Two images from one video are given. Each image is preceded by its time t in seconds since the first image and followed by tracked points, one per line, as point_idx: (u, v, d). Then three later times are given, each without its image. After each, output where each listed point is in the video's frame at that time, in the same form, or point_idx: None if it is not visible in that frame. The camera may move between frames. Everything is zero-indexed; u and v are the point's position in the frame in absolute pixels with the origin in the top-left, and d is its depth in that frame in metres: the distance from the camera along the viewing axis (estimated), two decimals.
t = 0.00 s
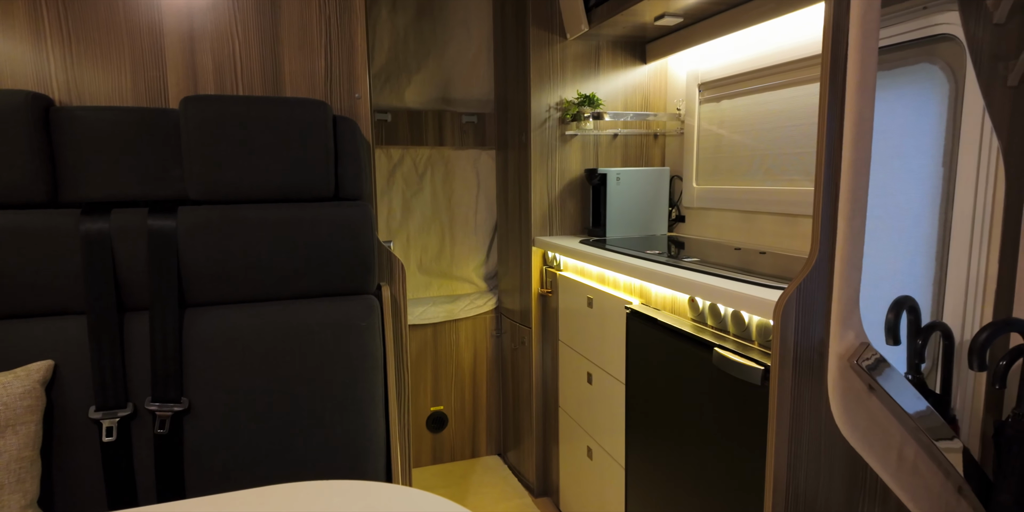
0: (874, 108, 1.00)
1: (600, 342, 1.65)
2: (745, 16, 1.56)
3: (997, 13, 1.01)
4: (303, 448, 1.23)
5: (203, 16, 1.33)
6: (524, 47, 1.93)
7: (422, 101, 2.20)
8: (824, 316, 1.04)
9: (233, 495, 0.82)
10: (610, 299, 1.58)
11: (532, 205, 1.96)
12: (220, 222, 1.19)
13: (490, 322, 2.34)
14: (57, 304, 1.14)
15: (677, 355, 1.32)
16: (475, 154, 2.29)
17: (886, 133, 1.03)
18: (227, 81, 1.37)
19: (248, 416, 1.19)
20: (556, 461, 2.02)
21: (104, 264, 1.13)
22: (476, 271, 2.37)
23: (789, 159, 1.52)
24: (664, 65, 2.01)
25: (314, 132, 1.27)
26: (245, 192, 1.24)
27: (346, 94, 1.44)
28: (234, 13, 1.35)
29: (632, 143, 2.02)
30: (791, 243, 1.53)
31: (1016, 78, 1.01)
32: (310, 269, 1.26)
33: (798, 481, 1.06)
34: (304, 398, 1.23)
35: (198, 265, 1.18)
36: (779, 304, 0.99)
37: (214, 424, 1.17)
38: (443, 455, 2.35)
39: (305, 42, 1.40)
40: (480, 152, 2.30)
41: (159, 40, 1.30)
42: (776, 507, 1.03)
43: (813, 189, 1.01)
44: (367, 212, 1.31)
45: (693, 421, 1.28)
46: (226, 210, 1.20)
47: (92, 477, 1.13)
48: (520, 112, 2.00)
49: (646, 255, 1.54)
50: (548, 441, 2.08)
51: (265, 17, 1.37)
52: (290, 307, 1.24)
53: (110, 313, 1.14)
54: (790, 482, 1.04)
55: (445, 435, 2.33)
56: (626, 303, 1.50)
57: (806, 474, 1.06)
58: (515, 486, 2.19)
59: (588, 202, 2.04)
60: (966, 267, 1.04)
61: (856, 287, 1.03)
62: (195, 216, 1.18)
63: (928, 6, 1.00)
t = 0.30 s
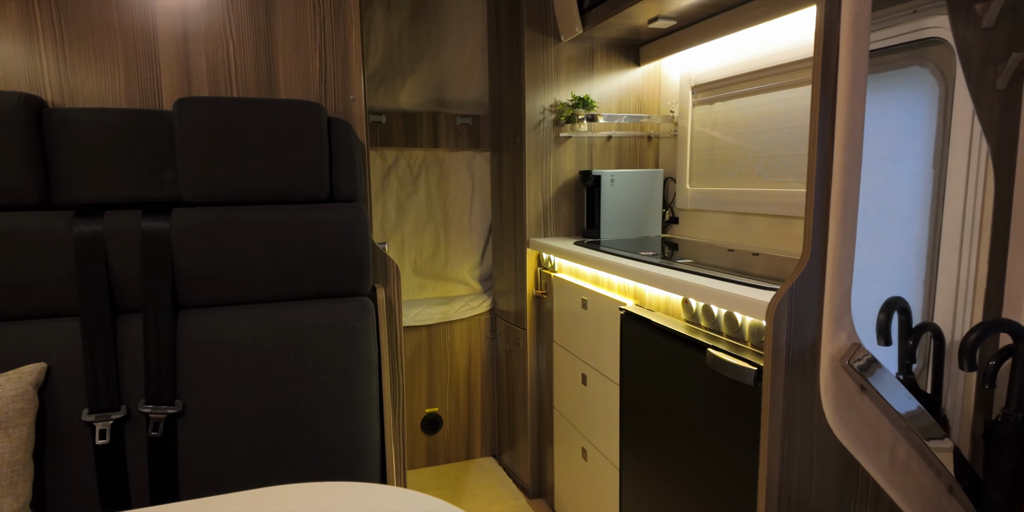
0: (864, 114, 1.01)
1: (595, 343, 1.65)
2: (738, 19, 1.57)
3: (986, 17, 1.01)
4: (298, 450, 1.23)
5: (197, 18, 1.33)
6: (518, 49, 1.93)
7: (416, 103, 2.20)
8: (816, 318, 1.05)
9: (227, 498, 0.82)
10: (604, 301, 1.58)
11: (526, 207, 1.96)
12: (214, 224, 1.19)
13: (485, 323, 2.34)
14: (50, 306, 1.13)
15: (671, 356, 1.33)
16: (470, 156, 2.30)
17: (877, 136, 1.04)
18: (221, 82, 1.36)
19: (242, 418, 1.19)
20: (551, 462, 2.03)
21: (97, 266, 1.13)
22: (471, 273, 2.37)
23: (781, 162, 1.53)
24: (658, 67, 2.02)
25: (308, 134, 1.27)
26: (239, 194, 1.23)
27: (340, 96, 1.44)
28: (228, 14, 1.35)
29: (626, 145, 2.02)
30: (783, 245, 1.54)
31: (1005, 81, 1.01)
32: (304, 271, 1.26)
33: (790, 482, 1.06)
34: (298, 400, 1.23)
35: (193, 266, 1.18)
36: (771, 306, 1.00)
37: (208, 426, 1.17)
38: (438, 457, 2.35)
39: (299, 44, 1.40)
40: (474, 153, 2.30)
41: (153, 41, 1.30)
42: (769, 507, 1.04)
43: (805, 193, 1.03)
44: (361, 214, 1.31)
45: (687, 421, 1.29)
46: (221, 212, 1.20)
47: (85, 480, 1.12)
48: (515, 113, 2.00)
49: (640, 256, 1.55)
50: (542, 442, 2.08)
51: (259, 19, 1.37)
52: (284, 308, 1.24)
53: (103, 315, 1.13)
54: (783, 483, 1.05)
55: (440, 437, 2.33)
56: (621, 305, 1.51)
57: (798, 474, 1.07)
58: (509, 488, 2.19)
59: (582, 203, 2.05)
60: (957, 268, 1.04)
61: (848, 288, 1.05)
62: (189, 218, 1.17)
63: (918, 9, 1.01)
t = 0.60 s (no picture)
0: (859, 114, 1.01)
1: (590, 344, 1.65)
2: (732, 21, 1.58)
3: (977, 19, 1.02)
4: (292, 453, 1.22)
5: (190, 18, 1.32)
6: (513, 50, 1.93)
7: (411, 104, 2.20)
8: (811, 318, 1.06)
9: (218, 501, 0.81)
10: (599, 302, 1.58)
11: (521, 208, 1.96)
12: (208, 225, 1.18)
13: (480, 325, 2.34)
14: (41, 308, 1.12)
15: (666, 357, 1.33)
16: (465, 157, 2.30)
17: (872, 137, 1.04)
18: (214, 83, 1.36)
19: (236, 420, 1.18)
20: (546, 464, 2.02)
21: (88, 267, 1.12)
22: (466, 274, 2.37)
23: (775, 163, 1.53)
24: (652, 69, 2.03)
25: (302, 134, 1.27)
26: (232, 195, 1.23)
27: (334, 96, 1.44)
28: (221, 15, 1.35)
29: (621, 146, 2.03)
30: (778, 246, 1.54)
31: (997, 82, 1.03)
32: (298, 272, 1.26)
33: (786, 482, 1.06)
34: (292, 402, 1.22)
35: (186, 267, 1.17)
36: (766, 306, 1.00)
37: (201, 429, 1.16)
38: (433, 459, 2.34)
39: (293, 45, 1.40)
40: (469, 154, 2.30)
41: (145, 42, 1.29)
42: (764, 507, 1.04)
43: (800, 193, 1.03)
44: (355, 215, 1.30)
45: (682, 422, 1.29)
46: (215, 213, 1.20)
47: (76, 483, 1.11)
48: (510, 114, 2.00)
49: (635, 257, 1.55)
50: (537, 444, 2.08)
51: (252, 19, 1.37)
52: (278, 310, 1.23)
53: (95, 317, 1.12)
54: (778, 483, 1.05)
55: (435, 439, 2.33)
56: (616, 306, 1.51)
57: (794, 475, 1.07)
58: (505, 490, 2.19)
59: (577, 204, 2.05)
60: (950, 268, 1.05)
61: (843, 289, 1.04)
62: (182, 219, 1.17)
63: (911, 11, 1.01)
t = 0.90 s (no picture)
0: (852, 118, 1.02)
1: (585, 346, 1.65)
2: (726, 24, 1.59)
3: (970, 23, 1.02)
4: (287, 456, 1.22)
5: (184, 20, 1.32)
6: (508, 52, 1.93)
7: (406, 106, 2.20)
8: (805, 320, 1.06)
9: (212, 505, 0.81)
10: (595, 304, 1.59)
11: (517, 210, 1.97)
12: (203, 228, 1.18)
13: (475, 327, 2.34)
14: (34, 311, 1.11)
15: (661, 359, 1.33)
16: (461, 159, 2.30)
17: (865, 140, 1.05)
18: (209, 85, 1.36)
19: (231, 423, 1.18)
20: (542, 466, 2.03)
21: (82, 270, 1.12)
22: (462, 276, 2.37)
23: (770, 166, 1.54)
24: (647, 71, 2.03)
25: (297, 137, 1.27)
26: (227, 198, 1.23)
27: (329, 99, 1.44)
28: (217, 17, 1.34)
29: (616, 148, 2.03)
30: (773, 248, 1.55)
31: (988, 86, 1.03)
32: (294, 275, 1.26)
33: (780, 484, 1.07)
34: (287, 405, 1.22)
35: (180, 270, 1.17)
36: (760, 309, 1.01)
37: (196, 432, 1.16)
38: (429, 461, 2.34)
39: (288, 47, 1.40)
40: (465, 157, 2.31)
41: (140, 44, 1.29)
42: (758, 509, 1.04)
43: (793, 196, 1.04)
44: (351, 217, 1.30)
45: (677, 425, 1.29)
46: (210, 216, 1.20)
47: (70, 487, 1.11)
48: (506, 117, 2.01)
49: (631, 259, 1.55)
50: (533, 446, 2.08)
51: (247, 22, 1.37)
52: (273, 313, 1.23)
53: (89, 320, 1.12)
54: (772, 485, 1.05)
55: (431, 441, 2.33)
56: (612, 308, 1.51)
57: (788, 477, 1.07)
58: (501, 492, 2.19)
59: (573, 206, 2.05)
60: (943, 270, 1.05)
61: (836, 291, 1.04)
62: (177, 221, 1.17)
63: (904, 15, 1.02)
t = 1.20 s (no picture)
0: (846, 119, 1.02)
1: (581, 348, 1.66)
2: (720, 26, 1.59)
3: (961, 25, 1.04)
4: (281, 458, 1.22)
5: (179, 21, 1.32)
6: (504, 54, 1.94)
7: (402, 107, 2.20)
8: (798, 320, 1.06)
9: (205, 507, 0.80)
10: (590, 305, 1.59)
11: (512, 212, 1.97)
12: (197, 229, 1.18)
13: (471, 329, 2.34)
14: (26, 313, 1.11)
15: (655, 360, 1.33)
16: (457, 161, 2.30)
17: (859, 141, 1.05)
18: (203, 87, 1.36)
19: (225, 425, 1.18)
20: (538, 468, 2.02)
21: (75, 272, 1.11)
22: (457, 278, 2.37)
23: (764, 167, 1.55)
24: (642, 73, 2.04)
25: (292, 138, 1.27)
26: (222, 199, 1.23)
27: (324, 101, 1.44)
28: (211, 19, 1.34)
29: (612, 150, 2.04)
30: (767, 249, 1.56)
31: (981, 88, 1.05)
32: (288, 276, 1.25)
33: (774, 485, 1.07)
34: (282, 407, 1.22)
35: (174, 272, 1.16)
36: (755, 309, 1.00)
37: (190, 434, 1.16)
38: (424, 463, 2.34)
39: (283, 49, 1.40)
40: (461, 158, 2.31)
41: (134, 45, 1.29)
42: (752, 510, 1.05)
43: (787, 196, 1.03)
44: (345, 219, 1.30)
45: (672, 426, 1.29)
46: (204, 217, 1.19)
47: (62, 489, 1.10)
48: (501, 118, 2.01)
49: (626, 260, 1.56)
50: (529, 448, 2.08)
51: (242, 24, 1.36)
52: (268, 314, 1.23)
53: (81, 321, 1.12)
54: (767, 486, 1.06)
55: (426, 443, 2.32)
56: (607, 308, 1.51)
57: (782, 478, 1.08)
58: (496, 494, 2.19)
59: (568, 208, 2.05)
60: (936, 270, 1.07)
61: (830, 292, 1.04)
62: (171, 223, 1.16)
63: (896, 17, 1.03)
